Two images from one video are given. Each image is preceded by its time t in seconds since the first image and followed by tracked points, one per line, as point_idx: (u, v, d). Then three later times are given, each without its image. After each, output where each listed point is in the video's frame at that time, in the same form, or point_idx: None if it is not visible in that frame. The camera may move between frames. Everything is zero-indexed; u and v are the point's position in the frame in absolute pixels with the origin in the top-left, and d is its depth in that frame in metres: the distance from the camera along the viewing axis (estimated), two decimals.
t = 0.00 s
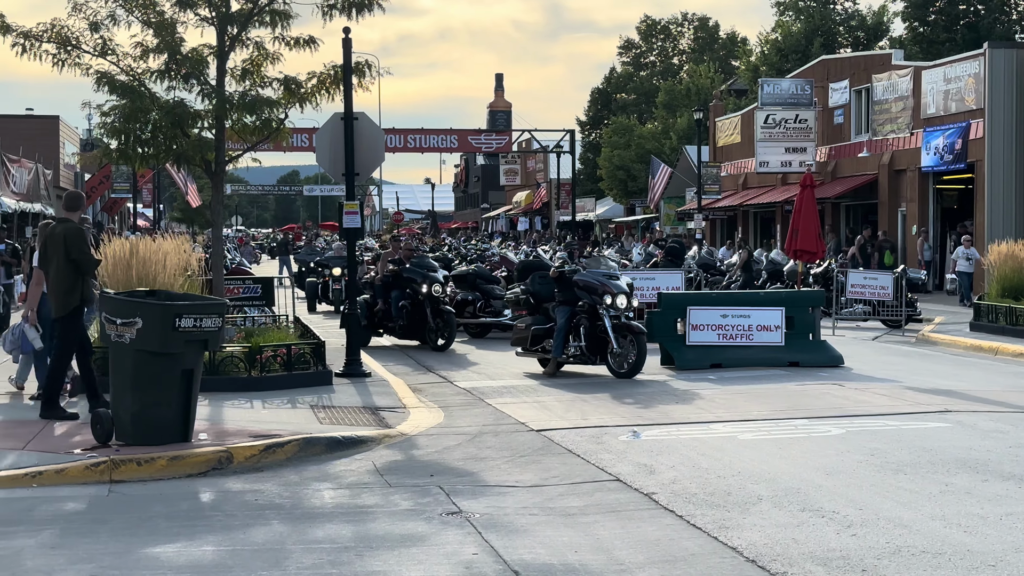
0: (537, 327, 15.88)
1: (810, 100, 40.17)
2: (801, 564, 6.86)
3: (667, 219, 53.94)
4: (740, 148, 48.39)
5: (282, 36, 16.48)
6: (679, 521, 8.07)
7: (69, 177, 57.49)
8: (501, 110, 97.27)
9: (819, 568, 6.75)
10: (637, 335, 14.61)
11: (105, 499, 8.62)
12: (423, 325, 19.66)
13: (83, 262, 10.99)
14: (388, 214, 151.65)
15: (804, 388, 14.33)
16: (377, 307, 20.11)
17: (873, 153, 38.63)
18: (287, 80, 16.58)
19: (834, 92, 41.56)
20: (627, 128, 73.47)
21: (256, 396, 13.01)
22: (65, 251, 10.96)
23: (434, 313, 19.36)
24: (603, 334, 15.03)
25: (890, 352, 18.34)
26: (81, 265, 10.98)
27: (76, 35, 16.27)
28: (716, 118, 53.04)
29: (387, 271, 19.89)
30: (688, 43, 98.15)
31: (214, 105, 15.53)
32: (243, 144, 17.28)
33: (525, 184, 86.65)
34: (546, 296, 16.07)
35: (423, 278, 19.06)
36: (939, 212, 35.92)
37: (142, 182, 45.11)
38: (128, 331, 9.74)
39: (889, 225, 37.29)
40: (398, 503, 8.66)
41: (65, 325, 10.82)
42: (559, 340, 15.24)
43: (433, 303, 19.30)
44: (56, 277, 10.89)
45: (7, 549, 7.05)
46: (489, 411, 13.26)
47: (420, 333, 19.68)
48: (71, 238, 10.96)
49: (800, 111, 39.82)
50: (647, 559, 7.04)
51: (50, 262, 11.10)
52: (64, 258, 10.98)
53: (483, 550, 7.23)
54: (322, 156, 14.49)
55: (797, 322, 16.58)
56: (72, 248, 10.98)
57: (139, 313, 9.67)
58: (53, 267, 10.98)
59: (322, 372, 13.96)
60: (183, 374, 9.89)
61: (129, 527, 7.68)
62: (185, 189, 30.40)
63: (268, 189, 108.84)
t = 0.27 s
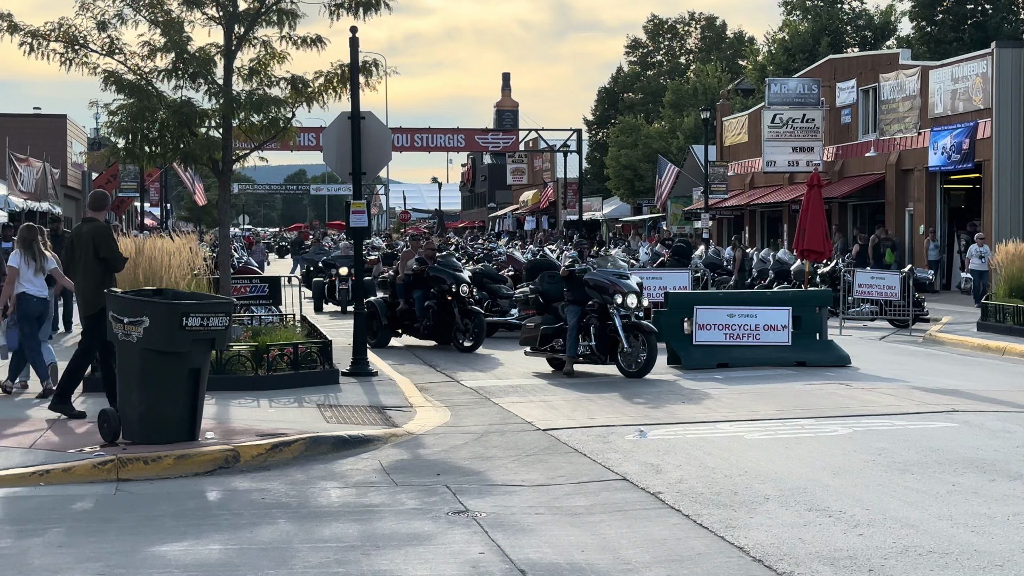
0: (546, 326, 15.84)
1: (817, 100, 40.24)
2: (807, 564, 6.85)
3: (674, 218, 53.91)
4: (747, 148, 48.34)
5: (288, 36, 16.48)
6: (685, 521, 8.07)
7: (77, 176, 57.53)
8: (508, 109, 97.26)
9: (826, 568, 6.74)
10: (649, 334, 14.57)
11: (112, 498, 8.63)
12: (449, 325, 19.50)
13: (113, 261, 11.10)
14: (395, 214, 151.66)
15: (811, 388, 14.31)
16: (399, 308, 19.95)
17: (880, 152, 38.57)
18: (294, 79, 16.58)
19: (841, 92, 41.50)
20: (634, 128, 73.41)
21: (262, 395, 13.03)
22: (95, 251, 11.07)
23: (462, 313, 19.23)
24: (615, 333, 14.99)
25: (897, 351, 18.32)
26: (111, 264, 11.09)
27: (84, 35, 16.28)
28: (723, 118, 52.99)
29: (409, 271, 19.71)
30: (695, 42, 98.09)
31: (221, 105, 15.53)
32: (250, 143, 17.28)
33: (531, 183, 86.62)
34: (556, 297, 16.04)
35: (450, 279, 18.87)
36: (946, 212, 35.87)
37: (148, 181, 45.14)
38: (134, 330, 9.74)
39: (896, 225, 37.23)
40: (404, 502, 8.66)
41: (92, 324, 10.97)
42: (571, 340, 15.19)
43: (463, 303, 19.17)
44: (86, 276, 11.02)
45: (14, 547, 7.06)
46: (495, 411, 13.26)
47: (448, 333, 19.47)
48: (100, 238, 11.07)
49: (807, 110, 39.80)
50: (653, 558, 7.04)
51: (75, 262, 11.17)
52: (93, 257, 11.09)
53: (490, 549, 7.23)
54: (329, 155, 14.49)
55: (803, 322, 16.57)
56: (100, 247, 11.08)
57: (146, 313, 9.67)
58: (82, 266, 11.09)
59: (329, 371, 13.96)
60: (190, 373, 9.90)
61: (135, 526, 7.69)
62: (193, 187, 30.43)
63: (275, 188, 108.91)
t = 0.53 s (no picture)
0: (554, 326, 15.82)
1: (821, 99, 40.21)
2: (812, 564, 6.84)
3: (678, 217, 53.90)
4: (752, 147, 48.32)
5: (293, 35, 16.50)
6: (689, 520, 8.07)
7: (82, 175, 57.60)
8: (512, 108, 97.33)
9: (830, 568, 6.75)
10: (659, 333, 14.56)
11: (116, 496, 8.64)
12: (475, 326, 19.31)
13: (134, 256, 11.58)
14: (399, 213, 151.75)
15: (815, 387, 14.31)
16: (421, 308, 19.76)
17: (885, 152, 38.56)
18: (299, 78, 16.58)
19: (845, 91, 41.47)
20: (638, 127, 73.40)
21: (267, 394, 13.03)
22: (116, 246, 11.52)
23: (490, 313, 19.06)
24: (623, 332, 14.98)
25: (901, 351, 18.31)
26: (132, 259, 11.56)
27: (89, 33, 16.30)
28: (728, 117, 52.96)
29: (431, 270, 19.50)
30: (700, 41, 98.05)
31: (226, 104, 15.53)
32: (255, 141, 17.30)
33: (536, 182, 86.67)
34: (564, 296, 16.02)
35: (477, 279, 18.69)
36: (950, 212, 35.84)
37: (153, 180, 45.20)
38: (139, 328, 9.76)
39: (901, 224, 37.22)
40: (409, 501, 8.67)
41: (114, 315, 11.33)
42: (580, 339, 15.13)
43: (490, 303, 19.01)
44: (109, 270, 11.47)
45: (18, 545, 7.07)
46: (500, 409, 13.27)
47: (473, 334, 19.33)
48: (122, 234, 11.53)
49: (812, 110, 39.80)
50: (657, 557, 7.04)
51: (95, 261, 11.60)
52: (114, 252, 11.54)
53: (494, 547, 7.23)
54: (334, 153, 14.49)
55: (808, 321, 16.59)
56: (122, 243, 11.54)
57: (151, 311, 9.68)
58: (104, 261, 11.55)
59: (333, 368, 13.95)
60: (195, 371, 9.91)
61: (139, 524, 7.71)
62: (197, 185, 30.48)
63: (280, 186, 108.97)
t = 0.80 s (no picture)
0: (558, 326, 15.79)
1: (824, 98, 40.08)
2: (813, 563, 6.84)
3: (681, 216, 53.87)
4: (754, 146, 48.29)
5: (295, 33, 16.49)
6: (691, 519, 8.07)
7: (84, 172, 57.58)
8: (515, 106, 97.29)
9: (832, 567, 6.74)
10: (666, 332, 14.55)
11: (118, 494, 8.65)
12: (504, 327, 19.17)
13: (148, 254, 11.65)
14: (401, 211, 151.71)
15: (817, 386, 14.30)
16: (446, 306, 19.47)
17: (887, 151, 38.53)
18: (301, 76, 16.58)
19: (848, 90, 41.44)
20: (640, 126, 73.35)
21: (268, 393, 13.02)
22: (130, 244, 11.59)
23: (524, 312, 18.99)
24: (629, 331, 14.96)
25: (903, 350, 18.30)
26: (145, 257, 11.64)
27: (91, 31, 16.30)
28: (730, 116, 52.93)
29: (455, 269, 19.30)
30: (702, 40, 98.02)
31: (228, 102, 15.52)
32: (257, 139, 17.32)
33: (538, 181, 86.63)
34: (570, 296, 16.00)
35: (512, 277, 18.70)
36: (953, 211, 35.81)
37: (155, 177, 45.17)
38: (141, 326, 9.76)
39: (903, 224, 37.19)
40: (411, 500, 8.67)
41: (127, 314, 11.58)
42: (586, 338, 15.09)
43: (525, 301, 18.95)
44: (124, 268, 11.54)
45: (20, 543, 7.08)
46: (502, 408, 13.27)
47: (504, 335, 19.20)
48: (138, 233, 11.60)
49: (814, 109, 39.74)
50: (659, 556, 7.04)
51: (107, 253, 11.66)
52: (128, 250, 11.60)
53: (495, 546, 7.23)
54: (336, 150, 14.50)
55: (810, 320, 16.55)
56: (135, 240, 11.61)
57: (152, 309, 9.68)
58: (118, 259, 11.61)
59: (335, 368, 13.96)
60: (197, 369, 9.92)
61: (141, 522, 7.71)
62: (200, 183, 30.47)
63: (282, 185, 108.93)
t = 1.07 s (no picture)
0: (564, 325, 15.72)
1: (825, 97, 40.03)
2: (813, 562, 6.85)
3: (681, 215, 53.87)
4: (755, 145, 48.27)
5: (296, 31, 16.50)
6: (691, 517, 8.07)
7: (84, 171, 57.57)
8: (515, 105, 97.29)
9: (832, 566, 6.75)
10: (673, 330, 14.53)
11: (119, 492, 8.65)
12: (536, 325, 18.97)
13: (160, 253, 11.56)
14: (401, 210, 151.69)
15: (817, 385, 14.31)
16: (473, 306, 19.16)
17: (888, 150, 38.52)
18: (302, 75, 16.58)
19: (848, 89, 41.43)
20: (641, 125, 73.35)
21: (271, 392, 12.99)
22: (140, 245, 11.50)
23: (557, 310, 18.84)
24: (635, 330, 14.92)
25: (904, 349, 18.30)
26: (157, 256, 11.56)
27: (92, 29, 16.30)
28: (731, 115, 52.90)
29: (482, 268, 19.03)
30: (702, 39, 98.02)
31: (229, 101, 15.52)
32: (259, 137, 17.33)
33: (538, 180, 86.66)
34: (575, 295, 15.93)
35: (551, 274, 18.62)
36: (953, 211, 35.80)
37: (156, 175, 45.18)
38: (141, 324, 9.75)
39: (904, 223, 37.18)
40: (411, 498, 8.67)
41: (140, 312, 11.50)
42: (590, 338, 15.03)
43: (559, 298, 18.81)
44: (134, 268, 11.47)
45: (21, 540, 7.08)
46: (502, 407, 13.27)
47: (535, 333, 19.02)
48: (149, 234, 11.50)
49: (815, 108, 39.71)
50: (660, 555, 7.05)
51: (120, 252, 11.59)
52: (139, 249, 11.53)
53: (496, 545, 7.23)
54: (335, 147, 14.53)
55: (810, 320, 16.53)
56: (147, 240, 11.53)
57: (153, 307, 9.68)
58: (130, 258, 11.55)
59: (336, 366, 13.95)
60: (197, 367, 9.92)
61: (142, 520, 7.71)
62: (200, 181, 30.46)
63: (281, 184, 108.91)
